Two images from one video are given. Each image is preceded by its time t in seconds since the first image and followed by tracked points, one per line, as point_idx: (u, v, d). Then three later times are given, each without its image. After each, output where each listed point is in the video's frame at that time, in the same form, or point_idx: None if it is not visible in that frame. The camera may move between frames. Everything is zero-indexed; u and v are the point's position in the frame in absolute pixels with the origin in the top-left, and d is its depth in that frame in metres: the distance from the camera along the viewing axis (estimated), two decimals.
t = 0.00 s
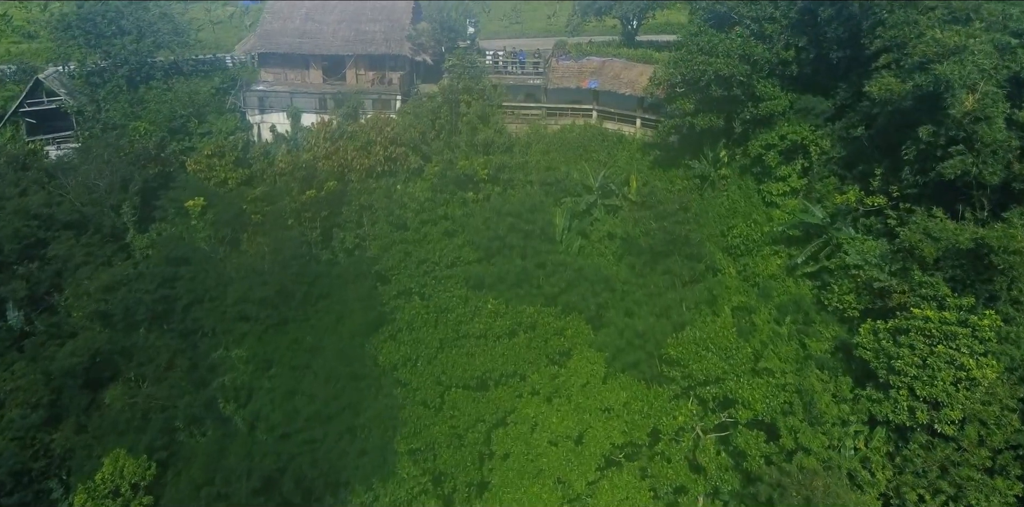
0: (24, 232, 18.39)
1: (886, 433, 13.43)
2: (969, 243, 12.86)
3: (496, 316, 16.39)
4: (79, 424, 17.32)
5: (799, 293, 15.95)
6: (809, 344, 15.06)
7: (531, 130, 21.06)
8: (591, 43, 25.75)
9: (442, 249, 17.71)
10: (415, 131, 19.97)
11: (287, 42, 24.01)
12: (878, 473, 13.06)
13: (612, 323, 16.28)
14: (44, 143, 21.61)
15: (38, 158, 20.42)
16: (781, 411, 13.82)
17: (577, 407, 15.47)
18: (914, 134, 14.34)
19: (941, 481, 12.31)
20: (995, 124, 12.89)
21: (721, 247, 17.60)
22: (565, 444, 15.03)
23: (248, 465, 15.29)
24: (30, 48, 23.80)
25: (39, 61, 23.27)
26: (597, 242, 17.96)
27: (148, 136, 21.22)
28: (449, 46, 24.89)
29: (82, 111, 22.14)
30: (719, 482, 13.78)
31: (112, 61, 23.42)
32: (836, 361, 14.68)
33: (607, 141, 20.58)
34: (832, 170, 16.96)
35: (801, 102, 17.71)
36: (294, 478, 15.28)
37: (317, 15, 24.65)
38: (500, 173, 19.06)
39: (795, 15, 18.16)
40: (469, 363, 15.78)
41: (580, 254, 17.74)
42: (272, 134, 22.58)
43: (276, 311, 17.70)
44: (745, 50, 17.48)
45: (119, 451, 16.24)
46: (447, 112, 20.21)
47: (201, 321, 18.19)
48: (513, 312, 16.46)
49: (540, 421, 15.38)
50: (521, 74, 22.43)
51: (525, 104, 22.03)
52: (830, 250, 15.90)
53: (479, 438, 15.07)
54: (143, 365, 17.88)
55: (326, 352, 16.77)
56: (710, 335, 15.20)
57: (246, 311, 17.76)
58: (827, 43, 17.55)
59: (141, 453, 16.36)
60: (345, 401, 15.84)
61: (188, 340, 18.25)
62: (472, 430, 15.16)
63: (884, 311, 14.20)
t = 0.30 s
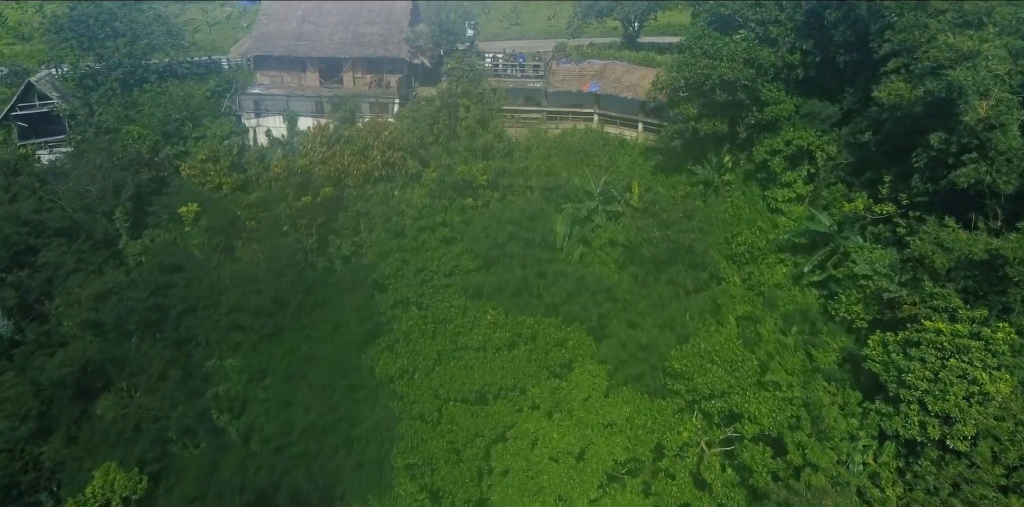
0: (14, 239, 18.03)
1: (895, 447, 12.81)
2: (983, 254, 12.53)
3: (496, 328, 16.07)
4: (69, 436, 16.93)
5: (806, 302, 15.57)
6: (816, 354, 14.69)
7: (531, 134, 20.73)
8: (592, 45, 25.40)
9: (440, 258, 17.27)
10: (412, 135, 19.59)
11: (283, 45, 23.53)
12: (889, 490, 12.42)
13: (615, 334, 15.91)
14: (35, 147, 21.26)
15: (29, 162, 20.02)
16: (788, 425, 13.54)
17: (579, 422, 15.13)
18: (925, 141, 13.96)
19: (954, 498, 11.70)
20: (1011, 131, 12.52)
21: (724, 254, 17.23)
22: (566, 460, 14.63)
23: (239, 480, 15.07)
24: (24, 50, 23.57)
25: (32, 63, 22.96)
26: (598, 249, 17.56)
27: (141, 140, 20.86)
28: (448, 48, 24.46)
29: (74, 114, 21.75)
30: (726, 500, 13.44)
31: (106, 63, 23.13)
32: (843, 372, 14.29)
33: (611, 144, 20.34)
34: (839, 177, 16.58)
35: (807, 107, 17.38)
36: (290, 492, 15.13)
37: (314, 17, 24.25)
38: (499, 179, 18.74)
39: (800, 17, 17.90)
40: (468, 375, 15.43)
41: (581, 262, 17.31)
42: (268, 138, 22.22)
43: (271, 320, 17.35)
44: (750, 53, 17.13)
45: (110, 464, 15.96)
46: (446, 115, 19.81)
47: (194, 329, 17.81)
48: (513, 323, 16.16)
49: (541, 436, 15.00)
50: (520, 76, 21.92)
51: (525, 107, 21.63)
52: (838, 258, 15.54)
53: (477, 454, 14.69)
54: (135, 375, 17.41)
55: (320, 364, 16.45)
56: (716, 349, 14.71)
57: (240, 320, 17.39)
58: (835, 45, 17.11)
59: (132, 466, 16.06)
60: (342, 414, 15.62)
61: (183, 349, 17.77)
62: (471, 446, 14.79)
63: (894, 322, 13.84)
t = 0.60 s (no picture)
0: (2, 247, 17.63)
1: (906, 464, 12.32)
2: (999, 266, 12.09)
3: (494, 341, 15.73)
4: (59, 449, 16.47)
5: (813, 313, 15.20)
6: (824, 367, 14.28)
7: (531, 139, 20.38)
8: (593, 48, 25.00)
9: (437, 268, 16.98)
10: (409, 141, 19.20)
11: (279, 47, 23.03)
12: None
13: (617, 347, 15.54)
14: (26, 152, 20.88)
15: (19, 168, 19.57)
16: (798, 440, 12.97)
17: (580, 439, 14.65)
18: (937, 149, 13.61)
19: None
20: None
21: (728, 262, 16.87)
22: (568, 479, 14.18)
23: (233, 498, 14.51)
24: (17, 53, 23.37)
25: (23, 66, 22.68)
26: (600, 257, 17.19)
27: (134, 144, 20.46)
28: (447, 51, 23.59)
29: (66, 119, 21.41)
30: None
31: (97, 66, 22.58)
32: (851, 386, 13.88)
33: (608, 155, 19.91)
34: (846, 184, 16.13)
35: (813, 112, 17.05)
36: None
37: (310, 20, 23.72)
38: (498, 186, 18.34)
39: (806, 21, 17.46)
40: (466, 390, 14.99)
41: (582, 271, 16.94)
42: (263, 143, 21.79)
43: (265, 329, 16.90)
44: (754, 58, 16.78)
45: (100, 479, 15.56)
46: (444, 121, 19.39)
47: (187, 340, 17.49)
48: (513, 336, 15.81)
49: (540, 453, 14.46)
50: (519, 79, 21.88)
51: (525, 111, 21.20)
52: (843, 267, 15.23)
53: (475, 472, 14.25)
54: (127, 386, 17.06)
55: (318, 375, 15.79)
56: (719, 361, 14.46)
57: (233, 330, 16.98)
58: (843, 49, 16.62)
59: (122, 481, 15.59)
60: (336, 429, 15.11)
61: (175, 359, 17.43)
62: (469, 464, 14.35)
63: (904, 335, 13.48)
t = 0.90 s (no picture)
0: None
1: (918, 482, 11.97)
2: (1016, 280, 11.62)
3: (494, 356, 15.32)
4: (47, 464, 16.02)
5: (821, 325, 14.82)
6: (832, 382, 13.88)
7: (531, 145, 20.09)
8: (594, 51, 24.55)
9: (435, 277, 16.68)
10: (406, 146, 18.78)
11: (274, 51, 22.54)
12: None
13: (621, 361, 15.10)
14: (16, 157, 20.19)
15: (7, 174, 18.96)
16: (807, 460, 12.65)
17: (582, 459, 14.23)
18: (951, 158, 13.21)
19: None
20: None
21: (732, 272, 16.46)
22: (571, 500, 13.71)
23: None
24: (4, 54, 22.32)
25: (10, 68, 21.68)
26: (601, 267, 16.83)
27: (127, 149, 20.01)
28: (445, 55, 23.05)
29: (57, 123, 20.81)
30: None
31: (90, 70, 22.28)
32: (861, 401, 13.45)
33: (613, 157, 19.68)
34: (855, 192, 15.77)
35: (820, 118, 16.63)
36: None
37: (307, 23, 23.11)
38: (497, 193, 17.97)
39: (812, 25, 16.98)
40: (464, 407, 14.55)
41: (584, 280, 16.50)
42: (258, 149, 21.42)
43: (259, 341, 16.57)
44: (760, 62, 16.35)
45: (89, 495, 15.43)
46: (441, 126, 18.93)
47: (178, 351, 16.97)
48: (512, 351, 15.37)
49: (541, 474, 13.99)
50: (519, 83, 21.10)
51: (525, 114, 20.86)
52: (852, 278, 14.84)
53: (474, 493, 13.74)
54: (117, 398, 16.63)
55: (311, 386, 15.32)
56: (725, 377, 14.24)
57: (226, 342, 16.57)
58: (850, 54, 16.22)
59: (111, 497, 15.37)
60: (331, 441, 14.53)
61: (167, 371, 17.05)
62: (467, 484, 13.83)
63: (916, 350, 13.05)
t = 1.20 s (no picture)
0: None
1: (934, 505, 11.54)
2: None
3: (494, 373, 14.92)
4: (33, 482, 15.52)
5: (830, 339, 14.32)
6: (843, 398, 13.29)
7: (532, 151, 19.68)
8: (596, 54, 24.15)
9: (433, 290, 16.20)
10: (403, 154, 18.44)
11: (269, 55, 21.97)
12: None
13: (626, 380, 14.62)
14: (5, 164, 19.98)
15: None
16: (816, 482, 12.24)
17: (586, 482, 13.81)
18: (968, 169, 12.78)
19: None
20: None
21: (738, 282, 15.99)
22: None
23: None
24: None
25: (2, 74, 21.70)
26: (603, 278, 16.38)
27: (119, 156, 19.61)
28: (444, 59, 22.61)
29: (48, 129, 20.54)
30: None
31: (83, 74, 21.85)
32: (874, 420, 13.04)
33: (617, 160, 19.37)
34: (866, 201, 15.29)
35: (829, 125, 16.14)
36: None
37: (302, 26, 22.55)
38: (496, 202, 17.54)
39: (819, 30, 16.75)
40: (463, 428, 14.15)
41: (585, 292, 16.08)
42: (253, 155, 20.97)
43: (252, 353, 15.85)
44: (767, 69, 15.97)
45: None
46: (440, 133, 18.50)
47: (170, 365, 16.34)
48: (512, 368, 14.99)
49: (542, 497, 13.57)
50: (520, 88, 20.53)
51: (525, 119, 20.56)
52: (862, 291, 14.40)
53: None
54: (107, 412, 16.10)
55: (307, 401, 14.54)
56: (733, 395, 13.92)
57: (218, 356, 15.93)
58: (861, 60, 15.69)
59: None
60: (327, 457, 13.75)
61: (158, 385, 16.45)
62: None
63: (930, 367, 12.63)
